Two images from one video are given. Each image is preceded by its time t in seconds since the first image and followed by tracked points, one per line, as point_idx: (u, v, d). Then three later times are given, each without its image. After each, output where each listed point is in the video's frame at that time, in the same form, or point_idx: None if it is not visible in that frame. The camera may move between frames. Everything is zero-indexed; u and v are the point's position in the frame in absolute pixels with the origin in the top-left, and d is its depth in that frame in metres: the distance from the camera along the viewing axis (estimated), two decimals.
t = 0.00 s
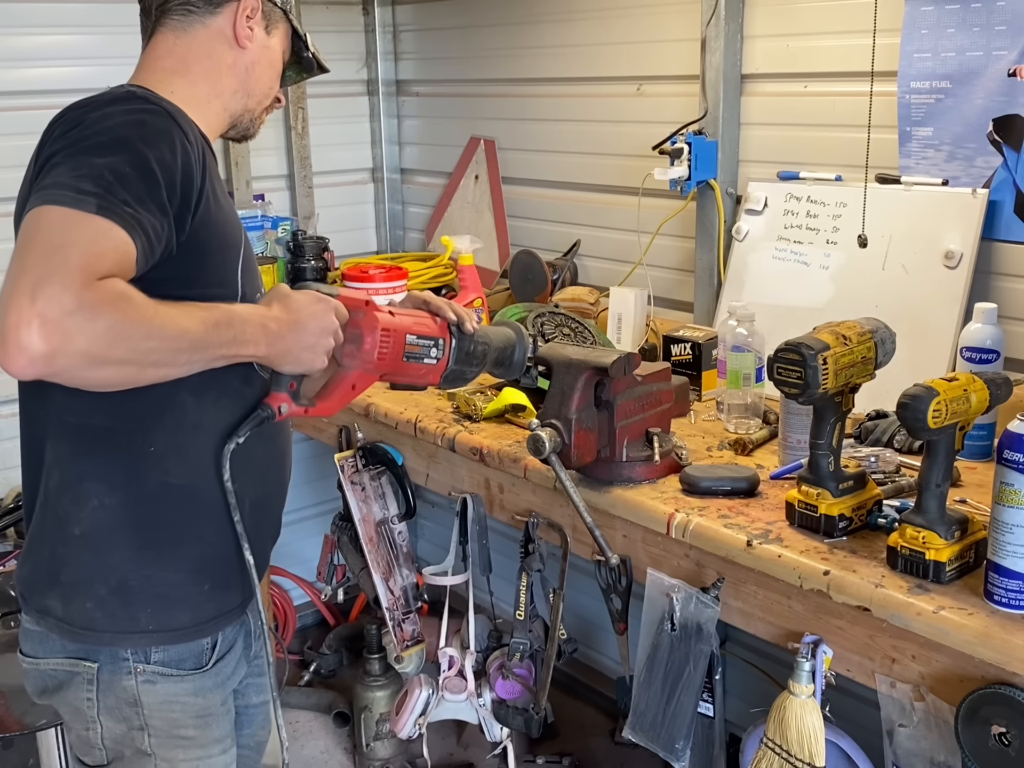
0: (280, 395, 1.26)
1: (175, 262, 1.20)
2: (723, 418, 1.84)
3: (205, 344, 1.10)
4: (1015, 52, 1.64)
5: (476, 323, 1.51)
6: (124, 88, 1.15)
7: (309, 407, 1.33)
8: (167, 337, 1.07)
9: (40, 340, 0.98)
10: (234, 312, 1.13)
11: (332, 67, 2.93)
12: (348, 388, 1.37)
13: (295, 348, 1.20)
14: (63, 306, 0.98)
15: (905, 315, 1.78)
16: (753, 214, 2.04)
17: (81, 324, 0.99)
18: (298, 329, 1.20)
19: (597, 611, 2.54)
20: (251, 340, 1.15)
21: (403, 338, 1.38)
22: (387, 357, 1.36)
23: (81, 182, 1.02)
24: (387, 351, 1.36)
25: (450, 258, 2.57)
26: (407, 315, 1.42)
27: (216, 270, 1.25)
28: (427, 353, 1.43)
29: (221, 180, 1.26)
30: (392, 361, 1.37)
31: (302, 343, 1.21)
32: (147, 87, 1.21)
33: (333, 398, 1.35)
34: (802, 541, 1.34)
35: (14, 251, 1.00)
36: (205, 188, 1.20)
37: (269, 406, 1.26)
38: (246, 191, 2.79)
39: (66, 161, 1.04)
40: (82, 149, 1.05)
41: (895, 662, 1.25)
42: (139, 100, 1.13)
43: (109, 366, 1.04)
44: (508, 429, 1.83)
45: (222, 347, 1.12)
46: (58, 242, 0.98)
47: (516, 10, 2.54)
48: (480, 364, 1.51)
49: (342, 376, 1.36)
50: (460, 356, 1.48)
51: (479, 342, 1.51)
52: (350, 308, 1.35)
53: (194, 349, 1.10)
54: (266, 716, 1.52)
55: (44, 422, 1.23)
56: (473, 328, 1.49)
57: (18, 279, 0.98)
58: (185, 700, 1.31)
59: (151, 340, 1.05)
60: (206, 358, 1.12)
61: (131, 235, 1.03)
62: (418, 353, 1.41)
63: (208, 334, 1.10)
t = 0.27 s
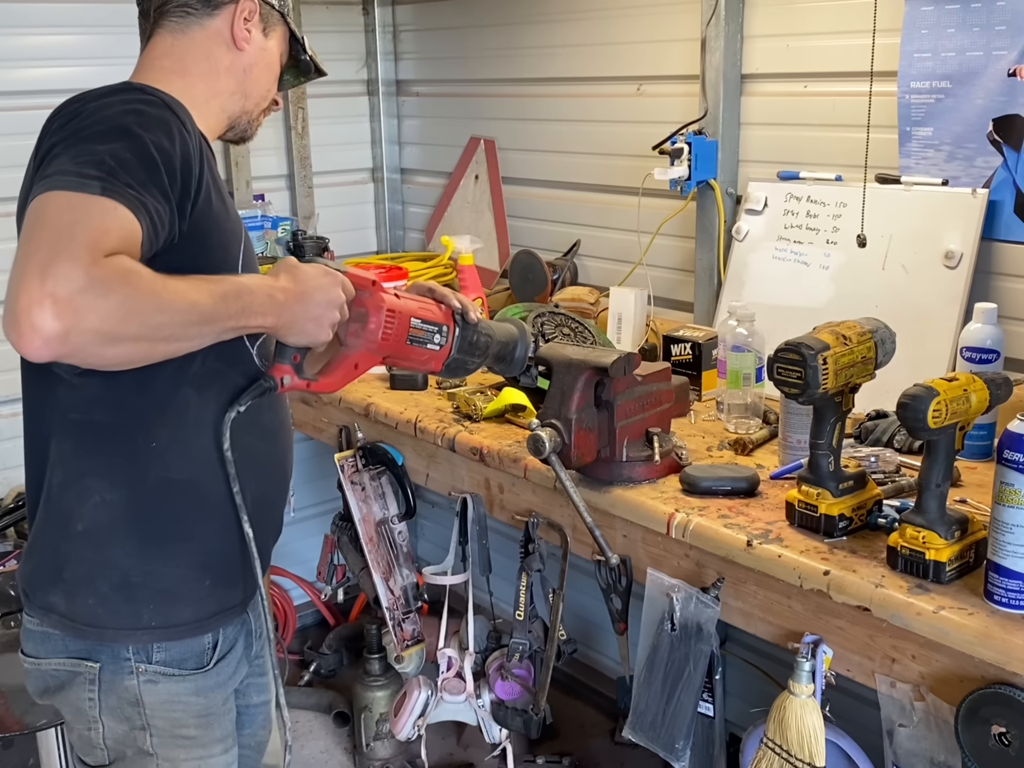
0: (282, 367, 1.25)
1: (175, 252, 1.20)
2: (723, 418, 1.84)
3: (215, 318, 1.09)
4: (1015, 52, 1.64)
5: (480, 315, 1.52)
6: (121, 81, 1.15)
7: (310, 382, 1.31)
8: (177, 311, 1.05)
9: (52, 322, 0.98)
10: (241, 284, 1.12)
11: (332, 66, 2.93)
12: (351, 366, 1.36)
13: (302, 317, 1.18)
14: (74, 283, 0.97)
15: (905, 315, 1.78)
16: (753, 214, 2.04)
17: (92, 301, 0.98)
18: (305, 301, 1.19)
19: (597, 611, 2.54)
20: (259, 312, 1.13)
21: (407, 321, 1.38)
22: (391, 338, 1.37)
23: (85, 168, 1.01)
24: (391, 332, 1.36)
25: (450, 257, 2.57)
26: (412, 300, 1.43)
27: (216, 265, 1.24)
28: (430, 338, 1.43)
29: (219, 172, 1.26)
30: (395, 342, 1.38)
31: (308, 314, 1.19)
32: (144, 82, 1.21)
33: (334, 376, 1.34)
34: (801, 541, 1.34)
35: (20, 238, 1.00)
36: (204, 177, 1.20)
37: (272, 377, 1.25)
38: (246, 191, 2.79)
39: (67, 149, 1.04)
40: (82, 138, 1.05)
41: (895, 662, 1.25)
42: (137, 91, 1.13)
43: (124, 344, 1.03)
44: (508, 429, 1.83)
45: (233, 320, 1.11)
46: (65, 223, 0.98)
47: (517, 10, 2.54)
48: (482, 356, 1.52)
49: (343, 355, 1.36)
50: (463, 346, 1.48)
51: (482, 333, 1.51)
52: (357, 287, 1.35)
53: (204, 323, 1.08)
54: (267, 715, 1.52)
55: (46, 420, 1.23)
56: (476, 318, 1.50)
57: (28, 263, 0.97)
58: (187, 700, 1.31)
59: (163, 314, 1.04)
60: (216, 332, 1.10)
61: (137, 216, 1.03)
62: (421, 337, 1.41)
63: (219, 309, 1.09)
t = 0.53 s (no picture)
0: (286, 353, 1.26)
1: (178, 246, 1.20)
2: (723, 418, 1.84)
3: (221, 303, 1.08)
4: (1015, 52, 1.64)
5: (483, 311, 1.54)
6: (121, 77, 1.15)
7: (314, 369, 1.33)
8: (184, 295, 1.05)
9: (62, 307, 0.98)
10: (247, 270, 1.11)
11: (332, 66, 2.93)
12: (353, 354, 1.39)
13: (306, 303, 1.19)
14: (82, 267, 0.97)
15: (906, 315, 1.78)
16: (753, 214, 2.04)
17: (102, 286, 0.98)
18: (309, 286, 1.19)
19: (597, 611, 2.54)
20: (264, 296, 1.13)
21: (410, 313, 1.42)
22: (394, 329, 1.41)
23: (88, 159, 1.02)
24: (394, 323, 1.40)
25: (450, 257, 2.57)
26: (416, 292, 1.46)
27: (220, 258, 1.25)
28: (433, 332, 1.46)
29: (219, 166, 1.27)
30: (398, 334, 1.41)
31: (312, 300, 1.19)
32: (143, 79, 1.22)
33: (337, 365, 1.37)
34: (801, 541, 1.34)
35: (27, 229, 1.00)
36: (205, 170, 1.21)
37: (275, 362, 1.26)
38: (246, 191, 2.79)
39: (71, 142, 1.05)
40: (85, 131, 1.05)
41: (895, 662, 1.24)
42: (137, 85, 1.14)
43: (134, 330, 1.03)
44: (508, 429, 1.83)
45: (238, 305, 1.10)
46: (70, 211, 0.98)
47: (517, 10, 2.54)
48: (484, 352, 1.54)
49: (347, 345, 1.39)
50: (465, 341, 1.50)
51: (484, 329, 1.53)
52: (364, 277, 1.38)
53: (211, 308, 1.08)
54: (267, 715, 1.52)
55: (48, 417, 1.23)
56: (480, 315, 1.52)
57: (37, 250, 0.97)
58: (188, 700, 1.31)
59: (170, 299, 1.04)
60: (223, 317, 1.10)
61: (142, 203, 1.03)
62: (424, 330, 1.45)
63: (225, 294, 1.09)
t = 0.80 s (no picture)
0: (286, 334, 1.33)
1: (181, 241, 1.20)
2: (723, 418, 1.84)
3: (230, 289, 1.09)
4: (1015, 52, 1.64)
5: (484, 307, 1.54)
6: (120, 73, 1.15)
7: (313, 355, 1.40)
8: (194, 282, 1.05)
9: (74, 294, 0.98)
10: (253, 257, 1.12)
11: (332, 66, 2.93)
12: (354, 344, 1.45)
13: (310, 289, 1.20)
14: (92, 253, 0.97)
15: (906, 315, 1.78)
16: (753, 214, 2.04)
17: (112, 271, 0.98)
18: (312, 274, 1.20)
19: (597, 611, 2.54)
20: (271, 282, 1.14)
21: (412, 303, 1.45)
22: (395, 318, 1.44)
23: (92, 150, 1.02)
24: (395, 312, 1.44)
25: (450, 258, 2.57)
26: (420, 285, 1.49)
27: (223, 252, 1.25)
28: (435, 324, 1.48)
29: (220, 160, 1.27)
30: (400, 323, 1.44)
31: (317, 286, 1.21)
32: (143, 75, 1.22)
33: (340, 351, 1.43)
34: (801, 541, 1.34)
35: (35, 221, 1.00)
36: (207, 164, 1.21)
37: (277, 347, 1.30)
38: (246, 191, 2.79)
39: (74, 136, 1.05)
40: (88, 124, 1.05)
41: (895, 662, 1.25)
42: (138, 79, 1.14)
43: (146, 316, 1.04)
44: (508, 429, 1.83)
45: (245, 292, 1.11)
46: (76, 199, 0.98)
47: (517, 10, 2.54)
48: (485, 347, 1.54)
49: (352, 332, 1.45)
50: (466, 335, 1.51)
51: (486, 324, 1.53)
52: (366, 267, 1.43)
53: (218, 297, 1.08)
54: (266, 715, 1.52)
55: (48, 415, 1.23)
56: (481, 309, 1.53)
57: (46, 240, 0.97)
58: (188, 700, 1.31)
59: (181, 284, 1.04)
60: (231, 303, 1.10)
61: (146, 191, 1.03)
62: (426, 321, 1.47)
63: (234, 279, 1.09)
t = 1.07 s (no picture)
0: (292, 323, 1.27)
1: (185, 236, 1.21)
2: (723, 418, 1.84)
3: (238, 275, 1.08)
4: (1015, 52, 1.64)
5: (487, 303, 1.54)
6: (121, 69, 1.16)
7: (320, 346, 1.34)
8: (202, 268, 1.05)
9: (84, 283, 0.98)
10: (261, 241, 1.12)
11: (332, 66, 2.93)
12: (357, 334, 1.41)
13: (315, 276, 1.19)
14: (100, 242, 0.98)
15: (906, 315, 1.78)
16: (753, 214, 2.03)
17: (121, 259, 0.98)
18: (319, 259, 1.19)
19: (597, 611, 2.54)
20: (277, 268, 1.13)
21: (416, 295, 1.43)
22: (399, 310, 1.41)
23: (96, 145, 1.03)
24: (400, 304, 1.41)
25: (450, 257, 2.57)
26: (423, 278, 1.47)
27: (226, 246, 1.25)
28: (438, 317, 1.46)
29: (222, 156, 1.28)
30: (404, 315, 1.42)
31: (322, 273, 1.20)
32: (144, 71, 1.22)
33: (343, 341, 1.38)
34: (801, 541, 1.34)
35: (42, 215, 1.01)
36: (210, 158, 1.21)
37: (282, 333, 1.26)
38: (245, 191, 2.79)
39: (77, 132, 1.05)
40: (90, 120, 1.06)
41: (895, 662, 1.24)
42: (138, 75, 1.14)
43: (157, 304, 1.03)
44: (508, 429, 1.83)
45: (255, 277, 1.10)
46: (82, 191, 0.99)
47: (517, 10, 2.54)
48: (486, 344, 1.53)
49: (353, 323, 1.41)
50: (468, 330, 1.50)
51: (489, 320, 1.53)
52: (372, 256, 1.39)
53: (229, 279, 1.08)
54: (266, 715, 1.52)
55: (49, 413, 1.23)
56: (484, 305, 1.52)
57: (55, 231, 0.98)
58: (188, 699, 1.31)
59: (191, 270, 1.04)
60: (241, 290, 1.10)
61: (151, 182, 1.04)
62: (430, 314, 1.45)
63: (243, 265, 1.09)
